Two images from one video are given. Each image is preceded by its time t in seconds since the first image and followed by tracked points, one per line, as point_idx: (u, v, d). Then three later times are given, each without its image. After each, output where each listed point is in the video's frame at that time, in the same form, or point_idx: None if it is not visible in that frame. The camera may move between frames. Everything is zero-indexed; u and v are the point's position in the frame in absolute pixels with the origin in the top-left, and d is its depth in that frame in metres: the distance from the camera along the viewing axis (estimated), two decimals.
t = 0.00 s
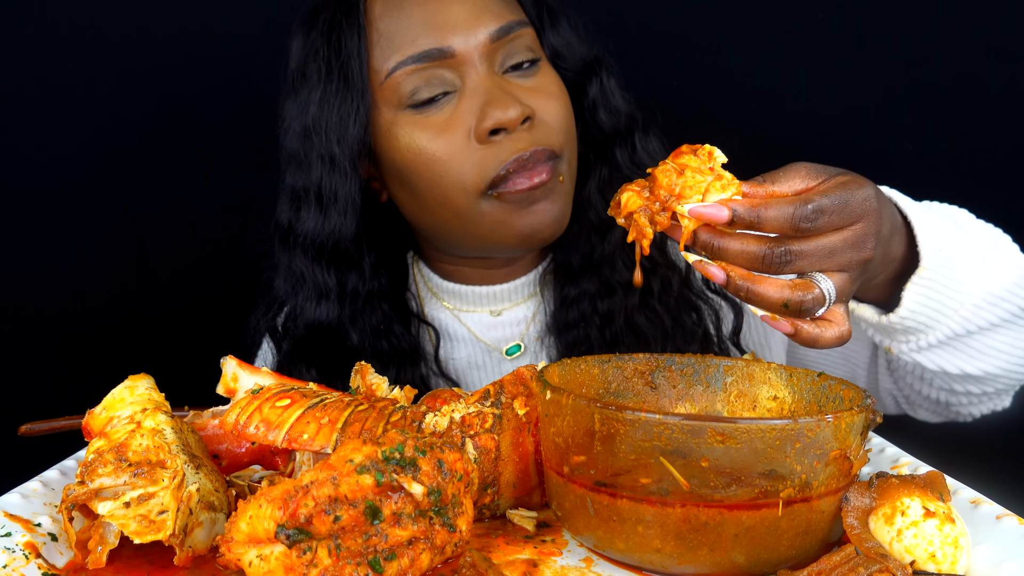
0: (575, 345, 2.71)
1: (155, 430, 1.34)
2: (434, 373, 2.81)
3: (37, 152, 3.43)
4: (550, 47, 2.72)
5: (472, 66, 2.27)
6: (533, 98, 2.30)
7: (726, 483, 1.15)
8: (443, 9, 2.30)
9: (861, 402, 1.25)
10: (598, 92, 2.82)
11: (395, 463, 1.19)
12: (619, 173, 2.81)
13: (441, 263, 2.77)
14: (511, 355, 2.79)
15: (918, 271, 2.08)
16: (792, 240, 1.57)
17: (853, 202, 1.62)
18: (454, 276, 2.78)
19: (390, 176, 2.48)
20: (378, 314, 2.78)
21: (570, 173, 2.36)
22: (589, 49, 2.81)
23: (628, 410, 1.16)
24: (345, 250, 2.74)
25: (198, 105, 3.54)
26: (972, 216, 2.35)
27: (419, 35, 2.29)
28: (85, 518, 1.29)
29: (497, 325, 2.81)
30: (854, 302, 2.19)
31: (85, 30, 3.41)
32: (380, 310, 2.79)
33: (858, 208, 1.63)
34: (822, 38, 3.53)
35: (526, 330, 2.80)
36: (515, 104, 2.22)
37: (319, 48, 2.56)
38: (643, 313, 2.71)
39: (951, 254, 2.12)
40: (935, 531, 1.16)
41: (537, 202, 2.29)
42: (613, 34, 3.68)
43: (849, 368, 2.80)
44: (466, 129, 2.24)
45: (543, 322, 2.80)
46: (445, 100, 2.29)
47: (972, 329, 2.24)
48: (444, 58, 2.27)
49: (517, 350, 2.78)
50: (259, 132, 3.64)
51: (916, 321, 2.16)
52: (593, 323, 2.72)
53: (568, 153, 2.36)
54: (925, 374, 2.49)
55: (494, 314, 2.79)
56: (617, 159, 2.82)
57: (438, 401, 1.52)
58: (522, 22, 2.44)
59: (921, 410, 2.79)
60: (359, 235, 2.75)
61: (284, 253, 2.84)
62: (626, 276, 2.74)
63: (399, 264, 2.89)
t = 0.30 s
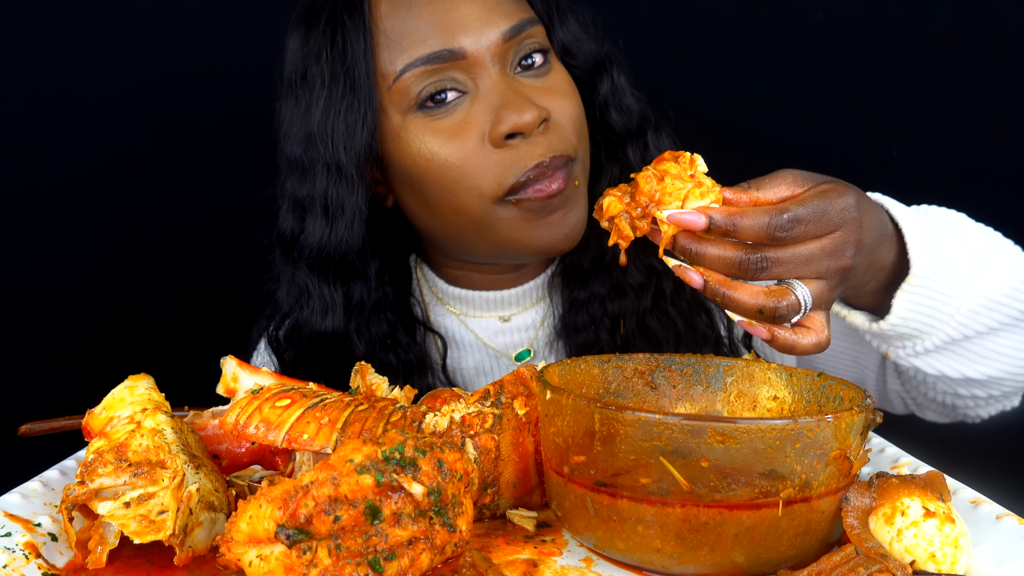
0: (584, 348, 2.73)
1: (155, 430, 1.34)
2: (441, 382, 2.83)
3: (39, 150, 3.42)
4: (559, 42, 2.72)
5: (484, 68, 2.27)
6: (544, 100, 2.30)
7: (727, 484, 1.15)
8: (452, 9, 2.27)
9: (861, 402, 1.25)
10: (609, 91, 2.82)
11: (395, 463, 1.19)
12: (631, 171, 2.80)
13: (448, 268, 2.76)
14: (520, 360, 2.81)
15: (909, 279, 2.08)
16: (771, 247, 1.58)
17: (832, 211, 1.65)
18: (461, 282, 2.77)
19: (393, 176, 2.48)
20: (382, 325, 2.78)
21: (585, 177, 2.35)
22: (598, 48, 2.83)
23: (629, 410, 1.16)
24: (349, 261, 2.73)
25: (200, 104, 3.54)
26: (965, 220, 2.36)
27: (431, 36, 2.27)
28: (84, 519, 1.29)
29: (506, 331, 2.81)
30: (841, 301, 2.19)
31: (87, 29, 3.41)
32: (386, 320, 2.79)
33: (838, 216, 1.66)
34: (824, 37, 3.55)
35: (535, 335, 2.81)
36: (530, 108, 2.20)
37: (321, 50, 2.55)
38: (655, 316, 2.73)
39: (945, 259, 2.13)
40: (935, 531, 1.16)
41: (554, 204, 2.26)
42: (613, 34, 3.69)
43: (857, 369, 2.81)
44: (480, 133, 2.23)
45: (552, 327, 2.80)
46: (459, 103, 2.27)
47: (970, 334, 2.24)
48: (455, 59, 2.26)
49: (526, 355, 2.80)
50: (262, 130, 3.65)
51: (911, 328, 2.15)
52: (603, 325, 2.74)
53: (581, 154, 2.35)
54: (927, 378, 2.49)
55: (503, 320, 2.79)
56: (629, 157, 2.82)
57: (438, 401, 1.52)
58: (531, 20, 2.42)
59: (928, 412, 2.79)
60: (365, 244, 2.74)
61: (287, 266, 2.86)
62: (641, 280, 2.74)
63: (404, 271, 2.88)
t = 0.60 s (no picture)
0: (582, 349, 2.74)
1: (155, 430, 1.34)
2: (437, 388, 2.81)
3: (39, 150, 3.42)
4: (559, 41, 2.75)
5: (486, 67, 2.27)
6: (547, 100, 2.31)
7: (726, 484, 1.15)
8: (454, 7, 2.28)
9: (861, 402, 1.25)
10: (608, 91, 2.82)
11: (395, 463, 1.19)
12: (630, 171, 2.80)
13: (446, 271, 2.76)
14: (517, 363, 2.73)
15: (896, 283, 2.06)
16: (743, 242, 1.58)
17: (804, 209, 1.64)
18: (457, 285, 2.77)
19: (393, 175, 2.48)
20: (379, 328, 2.78)
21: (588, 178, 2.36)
22: (597, 48, 2.84)
23: (628, 410, 1.16)
24: (345, 265, 2.74)
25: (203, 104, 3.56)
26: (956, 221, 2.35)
27: (432, 34, 2.27)
28: (85, 519, 1.29)
29: (503, 334, 2.81)
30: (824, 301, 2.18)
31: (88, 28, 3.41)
32: (382, 324, 2.79)
33: (810, 215, 1.65)
34: (824, 37, 3.55)
35: (532, 338, 2.81)
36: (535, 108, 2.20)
37: (320, 50, 2.55)
38: (653, 317, 2.75)
39: (933, 260, 2.11)
40: (935, 531, 1.16)
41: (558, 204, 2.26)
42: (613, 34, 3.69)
43: (856, 369, 2.82)
44: (483, 132, 2.23)
45: (549, 329, 2.80)
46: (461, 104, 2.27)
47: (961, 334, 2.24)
48: (457, 58, 2.26)
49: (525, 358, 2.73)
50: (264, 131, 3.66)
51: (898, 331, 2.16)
52: (601, 326, 2.74)
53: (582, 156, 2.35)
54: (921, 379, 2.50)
55: (500, 323, 2.79)
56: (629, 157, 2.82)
57: (438, 401, 1.52)
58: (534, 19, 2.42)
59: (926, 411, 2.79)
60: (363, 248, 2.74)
61: (283, 270, 2.87)
62: (639, 280, 2.76)
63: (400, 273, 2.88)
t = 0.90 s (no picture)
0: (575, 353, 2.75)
1: (155, 430, 1.34)
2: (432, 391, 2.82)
3: (38, 149, 3.42)
4: (553, 42, 2.76)
5: (478, 63, 2.26)
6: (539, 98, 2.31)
7: (725, 485, 1.15)
8: (448, 4, 2.28)
9: (861, 402, 1.25)
10: (603, 91, 2.82)
11: (395, 463, 1.19)
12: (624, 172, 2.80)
13: (439, 274, 2.76)
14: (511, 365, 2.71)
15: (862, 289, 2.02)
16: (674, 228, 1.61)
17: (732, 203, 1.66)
18: (450, 288, 2.77)
19: (385, 173, 2.47)
20: (373, 329, 2.78)
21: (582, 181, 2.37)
22: (591, 48, 2.83)
23: (629, 410, 1.16)
24: (338, 265, 2.74)
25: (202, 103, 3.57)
26: (931, 223, 2.34)
27: (423, 30, 2.26)
28: (84, 519, 1.29)
29: (497, 336, 2.80)
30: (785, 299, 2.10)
31: (87, 28, 3.42)
32: (375, 326, 2.79)
33: (740, 208, 1.67)
34: (823, 36, 3.55)
35: (527, 340, 2.81)
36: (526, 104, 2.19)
37: (312, 48, 2.55)
38: (647, 321, 2.78)
39: (904, 262, 2.09)
40: (935, 531, 1.16)
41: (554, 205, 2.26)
42: (613, 33, 3.69)
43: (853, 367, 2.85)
44: (475, 129, 2.22)
45: (543, 332, 2.80)
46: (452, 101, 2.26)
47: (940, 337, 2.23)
48: (448, 54, 2.25)
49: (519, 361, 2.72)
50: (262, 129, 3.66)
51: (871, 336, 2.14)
52: (594, 330, 2.76)
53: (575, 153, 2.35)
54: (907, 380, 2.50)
55: (494, 325, 2.78)
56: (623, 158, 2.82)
57: (438, 401, 1.52)
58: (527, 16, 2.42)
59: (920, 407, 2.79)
60: (357, 248, 2.74)
61: (276, 270, 2.87)
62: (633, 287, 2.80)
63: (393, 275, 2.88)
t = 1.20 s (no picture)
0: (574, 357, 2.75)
1: (155, 430, 1.34)
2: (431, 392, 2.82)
3: (37, 148, 3.42)
4: (553, 39, 2.77)
5: (471, 54, 2.25)
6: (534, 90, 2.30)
7: (725, 484, 1.15)
8: None
9: (860, 402, 1.26)
10: (601, 91, 2.82)
11: (395, 463, 1.19)
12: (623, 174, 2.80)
13: (439, 274, 2.76)
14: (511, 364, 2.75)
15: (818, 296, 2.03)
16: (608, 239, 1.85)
17: (659, 217, 1.83)
18: (450, 288, 2.78)
19: (378, 167, 2.47)
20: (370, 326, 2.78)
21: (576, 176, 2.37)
22: (590, 48, 2.83)
23: (628, 410, 1.16)
24: (334, 259, 2.73)
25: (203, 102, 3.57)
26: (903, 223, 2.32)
27: (414, 22, 2.27)
28: (85, 519, 1.30)
29: (498, 336, 2.80)
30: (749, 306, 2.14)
31: (86, 28, 3.42)
32: (372, 322, 2.79)
33: (665, 221, 1.84)
34: (823, 36, 3.55)
35: (527, 340, 2.81)
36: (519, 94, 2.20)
37: (309, 43, 2.55)
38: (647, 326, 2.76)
39: (870, 267, 2.10)
40: (935, 531, 1.16)
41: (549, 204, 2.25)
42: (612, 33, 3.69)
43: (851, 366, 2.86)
44: (468, 118, 2.21)
45: (543, 332, 2.80)
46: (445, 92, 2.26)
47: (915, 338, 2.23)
48: (441, 45, 2.24)
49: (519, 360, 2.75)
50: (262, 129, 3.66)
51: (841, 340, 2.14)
52: (594, 335, 2.74)
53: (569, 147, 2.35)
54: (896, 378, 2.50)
55: (496, 325, 2.79)
56: (620, 160, 2.82)
57: (438, 401, 1.52)
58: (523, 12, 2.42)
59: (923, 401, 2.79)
60: (353, 244, 2.73)
61: (273, 266, 2.87)
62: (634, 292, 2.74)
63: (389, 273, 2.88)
